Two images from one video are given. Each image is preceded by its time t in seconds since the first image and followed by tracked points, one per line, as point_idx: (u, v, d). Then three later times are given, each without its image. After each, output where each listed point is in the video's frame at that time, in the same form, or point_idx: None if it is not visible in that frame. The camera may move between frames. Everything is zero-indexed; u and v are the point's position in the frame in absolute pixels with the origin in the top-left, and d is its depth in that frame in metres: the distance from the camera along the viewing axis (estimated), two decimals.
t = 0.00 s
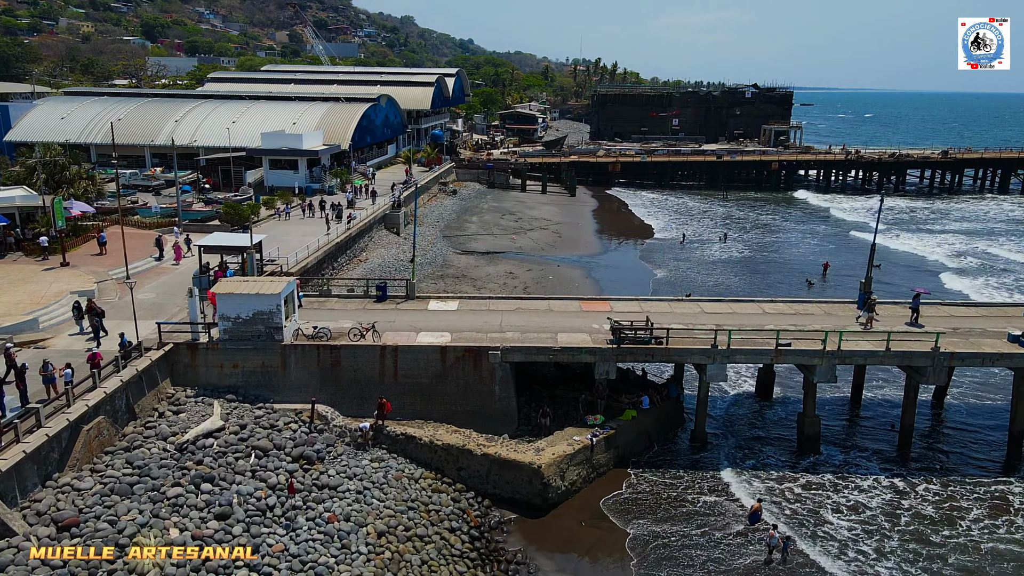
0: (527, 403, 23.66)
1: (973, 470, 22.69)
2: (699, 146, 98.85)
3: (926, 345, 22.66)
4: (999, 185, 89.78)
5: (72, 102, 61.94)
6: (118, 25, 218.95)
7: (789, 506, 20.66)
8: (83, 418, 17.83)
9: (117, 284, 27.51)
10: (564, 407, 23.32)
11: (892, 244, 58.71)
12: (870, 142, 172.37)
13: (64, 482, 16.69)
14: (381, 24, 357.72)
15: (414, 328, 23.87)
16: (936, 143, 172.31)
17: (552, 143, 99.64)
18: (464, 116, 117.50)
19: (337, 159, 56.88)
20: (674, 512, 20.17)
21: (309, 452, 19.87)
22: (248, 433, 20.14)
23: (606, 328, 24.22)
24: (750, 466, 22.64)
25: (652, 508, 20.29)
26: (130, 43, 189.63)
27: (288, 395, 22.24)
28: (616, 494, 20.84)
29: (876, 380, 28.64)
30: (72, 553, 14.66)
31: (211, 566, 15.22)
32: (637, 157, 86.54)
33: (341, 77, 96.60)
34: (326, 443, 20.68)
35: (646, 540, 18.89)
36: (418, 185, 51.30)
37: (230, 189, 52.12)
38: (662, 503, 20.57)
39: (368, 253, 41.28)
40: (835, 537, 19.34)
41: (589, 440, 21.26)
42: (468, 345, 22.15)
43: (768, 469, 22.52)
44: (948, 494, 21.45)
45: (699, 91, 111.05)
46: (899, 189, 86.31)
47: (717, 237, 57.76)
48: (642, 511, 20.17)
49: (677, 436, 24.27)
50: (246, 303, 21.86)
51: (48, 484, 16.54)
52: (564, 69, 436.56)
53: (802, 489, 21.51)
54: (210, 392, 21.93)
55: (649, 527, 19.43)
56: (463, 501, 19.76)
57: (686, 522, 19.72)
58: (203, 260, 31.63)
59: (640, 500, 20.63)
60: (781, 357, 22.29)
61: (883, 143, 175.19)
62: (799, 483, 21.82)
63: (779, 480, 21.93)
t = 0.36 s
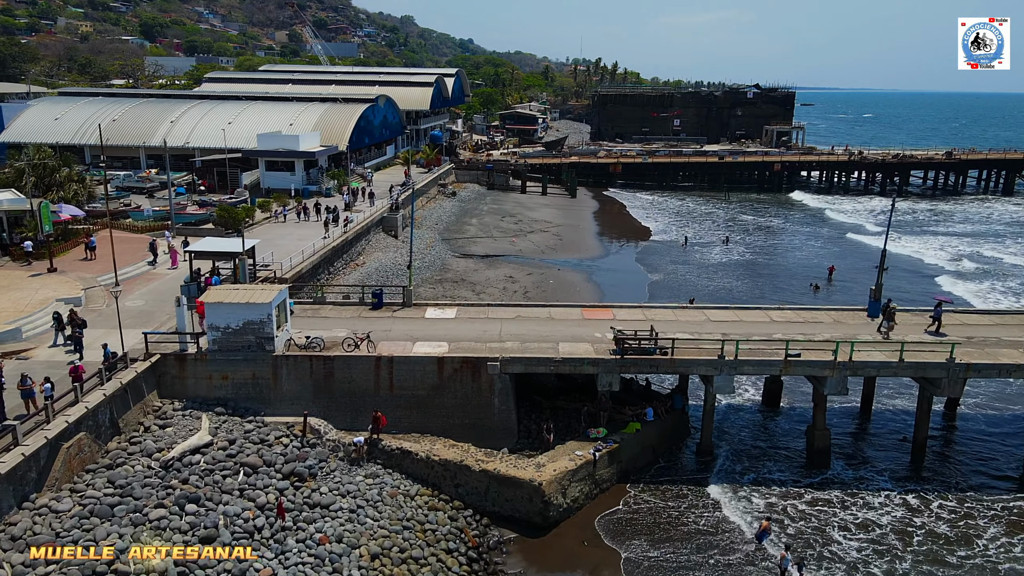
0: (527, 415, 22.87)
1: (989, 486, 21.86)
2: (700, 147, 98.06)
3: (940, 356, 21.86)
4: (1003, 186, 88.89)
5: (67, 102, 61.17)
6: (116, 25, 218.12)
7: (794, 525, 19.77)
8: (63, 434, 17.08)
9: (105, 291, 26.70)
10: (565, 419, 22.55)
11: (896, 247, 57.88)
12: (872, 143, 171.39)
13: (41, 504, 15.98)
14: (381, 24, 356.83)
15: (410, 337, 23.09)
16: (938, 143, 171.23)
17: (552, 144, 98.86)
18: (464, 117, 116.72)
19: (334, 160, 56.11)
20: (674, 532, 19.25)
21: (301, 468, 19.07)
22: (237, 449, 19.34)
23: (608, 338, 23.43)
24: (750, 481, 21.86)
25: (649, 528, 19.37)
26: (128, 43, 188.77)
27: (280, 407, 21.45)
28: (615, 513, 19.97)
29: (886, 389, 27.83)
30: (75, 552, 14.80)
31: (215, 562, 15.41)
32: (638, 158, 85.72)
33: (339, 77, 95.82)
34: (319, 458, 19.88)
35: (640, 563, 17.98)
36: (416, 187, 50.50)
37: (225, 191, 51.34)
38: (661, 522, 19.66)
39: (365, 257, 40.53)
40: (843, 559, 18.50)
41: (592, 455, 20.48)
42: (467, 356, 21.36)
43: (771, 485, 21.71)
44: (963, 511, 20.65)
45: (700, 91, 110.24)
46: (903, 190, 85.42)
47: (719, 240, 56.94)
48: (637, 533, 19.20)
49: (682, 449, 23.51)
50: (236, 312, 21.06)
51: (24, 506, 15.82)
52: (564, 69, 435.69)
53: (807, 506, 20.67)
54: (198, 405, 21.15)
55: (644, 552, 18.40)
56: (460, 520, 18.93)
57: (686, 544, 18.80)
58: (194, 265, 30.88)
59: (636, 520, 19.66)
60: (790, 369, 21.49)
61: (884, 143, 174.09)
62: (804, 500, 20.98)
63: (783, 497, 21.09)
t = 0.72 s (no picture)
0: (527, 429, 22.00)
1: (1008, 504, 20.94)
2: (702, 148, 97.18)
3: (958, 369, 20.98)
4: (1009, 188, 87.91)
5: (60, 103, 60.35)
6: (115, 25, 217.35)
7: (801, 548, 18.82)
8: (39, 455, 16.25)
9: (91, 299, 25.82)
10: (567, 433, 21.68)
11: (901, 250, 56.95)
12: (875, 143, 170.46)
13: (13, 531, 15.18)
14: (381, 23, 355.96)
15: (406, 348, 22.22)
16: (940, 143, 170.11)
17: (552, 146, 98.00)
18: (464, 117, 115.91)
19: (331, 162, 55.22)
20: (675, 557, 18.31)
21: (291, 488, 18.21)
22: (224, 467, 18.50)
23: (611, 349, 22.55)
24: (753, 499, 20.93)
25: (648, 552, 18.41)
26: (127, 43, 187.99)
27: (270, 422, 20.59)
28: (614, 535, 19.02)
29: (898, 401, 26.94)
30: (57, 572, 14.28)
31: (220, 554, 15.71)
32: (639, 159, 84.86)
33: (338, 78, 94.96)
34: (309, 476, 19.01)
35: None
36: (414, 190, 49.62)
37: (220, 193, 50.50)
38: (660, 546, 18.69)
39: (362, 262, 39.64)
40: None
41: (594, 472, 19.59)
42: (465, 369, 20.50)
43: (776, 502, 20.82)
44: (983, 531, 19.72)
45: (702, 92, 109.38)
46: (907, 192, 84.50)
47: (722, 243, 56.07)
48: (632, 558, 18.21)
49: (688, 464, 22.64)
50: (224, 323, 20.20)
51: None
52: (564, 70, 434.83)
53: (815, 526, 19.74)
54: (184, 420, 20.29)
55: None
56: (457, 543, 18.02)
57: (688, 569, 17.86)
58: (184, 272, 30.03)
59: (632, 545, 18.67)
60: (801, 382, 20.62)
61: (886, 143, 173.07)
62: (812, 520, 20.05)
63: (789, 515, 20.18)
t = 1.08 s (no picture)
0: (526, 443, 21.25)
1: None
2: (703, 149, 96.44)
3: (974, 382, 20.25)
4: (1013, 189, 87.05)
5: (55, 104, 59.64)
6: (114, 25, 216.64)
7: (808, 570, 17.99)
8: (16, 475, 15.54)
9: (78, 307, 25.11)
10: (568, 446, 20.94)
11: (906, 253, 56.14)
12: (877, 143, 169.58)
13: None
14: (381, 23, 355.17)
15: (402, 360, 21.47)
16: (942, 143, 169.10)
17: (553, 146, 97.25)
18: (463, 118, 115.23)
19: (329, 164, 54.47)
20: None
21: (281, 507, 17.46)
22: (212, 485, 17.78)
23: (614, 360, 21.81)
24: (758, 517, 20.13)
25: None
26: (126, 43, 187.29)
27: (260, 437, 19.85)
28: (613, 556, 18.23)
29: (909, 412, 26.18)
30: None
31: (224, 554, 15.81)
32: (640, 160, 84.11)
33: (337, 78, 94.26)
34: (300, 494, 18.25)
35: None
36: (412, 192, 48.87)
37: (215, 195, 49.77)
38: (658, 569, 17.87)
39: (359, 266, 38.88)
40: None
41: (597, 490, 18.83)
42: (463, 382, 19.76)
43: (780, 520, 20.07)
44: (1001, 550, 18.96)
45: (703, 92, 108.64)
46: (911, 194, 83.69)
47: (725, 246, 55.28)
48: None
49: (694, 478, 21.95)
50: (213, 335, 19.47)
51: None
52: (564, 70, 433.99)
53: (823, 546, 18.95)
54: (172, 435, 19.57)
55: None
56: (453, 565, 17.23)
57: None
58: (175, 279, 29.31)
59: (630, 569, 17.84)
60: (812, 395, 19.88)
61: (888, 143, 172.06)
62: (819, 539, 19.27)
63: (795, 535, 19.42)
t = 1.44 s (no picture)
0: (526, 450, 20.82)
1: None
2: (704, 149, 96.05)
3: (984, 389, 19.82)
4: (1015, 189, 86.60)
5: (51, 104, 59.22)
6: (113, 25, 216.11)
7: None
8: (1, 487, 15.10)
9: (70, 311, 24.66)
10: (568, 454, 20.54)
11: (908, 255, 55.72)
12: (878, 143, 169.11)
13: None
14: (381, 23, 354.59)
15: (399, 365, 21.04)
16: (942, 143, 168.64)
17: (553, 146, 96.86)
18: (463, 118, 114.94)
19: (327, 165, 54.02)
20: None
21: (275, 518, 17.00)
22: (203, 496, 17.32)
23: (616, 366, 21.37)
24: (763, 528, 19.69)
25: None
26: (126, 43, 186.82)
27: (255, 445, 19.41)
28: (616, 569, 17.73)
29: (915, 418, 25.77)
30: None
31: (223, 556, 15.76)
32: (641, 161, 83.74)
33: (336, 78, 93.87)
34: (295, 504, 17.79)
35: None
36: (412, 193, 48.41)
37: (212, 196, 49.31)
38: None
39: (357, 268, 38.45)
40: None
41: (599, 500, 18.38)
42: (461, 389, 19.33)
43: (785, 531, 19.62)
44: (1012, 561, 18.53)
45: (704, 92, 108.27)
46: (913, 194, 83.27)
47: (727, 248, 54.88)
48: None
49: (697, 486, 21.53)
50: (206, 341, 19.03)
51: None
52: (565, 70, 433.54)
53: (829, 558, 18.48)
54: (163, 443, 19.13)
55: None
56: None
57: None
58: (168, 282, 28.91)
59: None
60: (819, 403, 19.44)
61: (889, 143, 171.50)
62: (824, 551, 18.81)
63: (799, 546, 18.95)
